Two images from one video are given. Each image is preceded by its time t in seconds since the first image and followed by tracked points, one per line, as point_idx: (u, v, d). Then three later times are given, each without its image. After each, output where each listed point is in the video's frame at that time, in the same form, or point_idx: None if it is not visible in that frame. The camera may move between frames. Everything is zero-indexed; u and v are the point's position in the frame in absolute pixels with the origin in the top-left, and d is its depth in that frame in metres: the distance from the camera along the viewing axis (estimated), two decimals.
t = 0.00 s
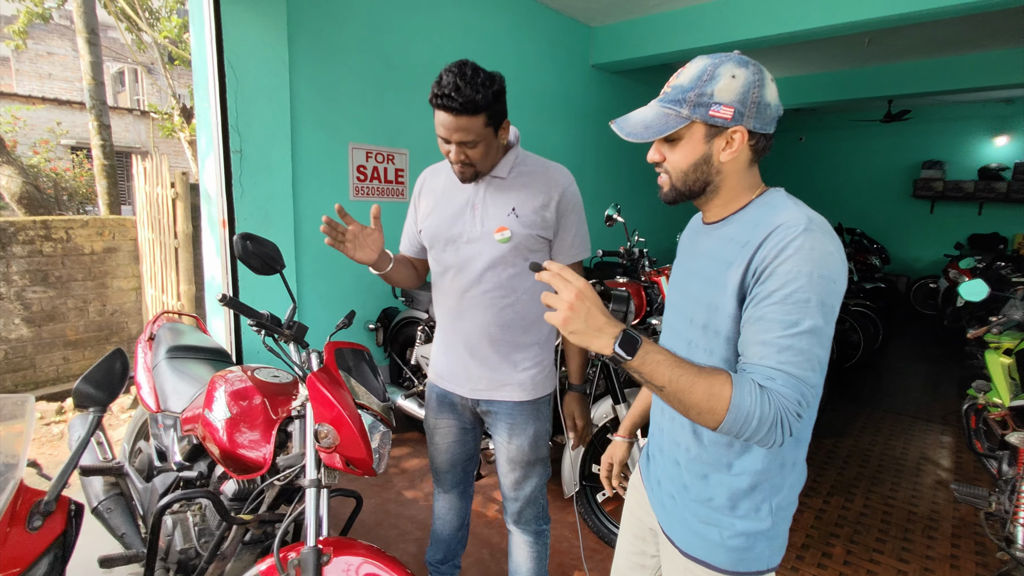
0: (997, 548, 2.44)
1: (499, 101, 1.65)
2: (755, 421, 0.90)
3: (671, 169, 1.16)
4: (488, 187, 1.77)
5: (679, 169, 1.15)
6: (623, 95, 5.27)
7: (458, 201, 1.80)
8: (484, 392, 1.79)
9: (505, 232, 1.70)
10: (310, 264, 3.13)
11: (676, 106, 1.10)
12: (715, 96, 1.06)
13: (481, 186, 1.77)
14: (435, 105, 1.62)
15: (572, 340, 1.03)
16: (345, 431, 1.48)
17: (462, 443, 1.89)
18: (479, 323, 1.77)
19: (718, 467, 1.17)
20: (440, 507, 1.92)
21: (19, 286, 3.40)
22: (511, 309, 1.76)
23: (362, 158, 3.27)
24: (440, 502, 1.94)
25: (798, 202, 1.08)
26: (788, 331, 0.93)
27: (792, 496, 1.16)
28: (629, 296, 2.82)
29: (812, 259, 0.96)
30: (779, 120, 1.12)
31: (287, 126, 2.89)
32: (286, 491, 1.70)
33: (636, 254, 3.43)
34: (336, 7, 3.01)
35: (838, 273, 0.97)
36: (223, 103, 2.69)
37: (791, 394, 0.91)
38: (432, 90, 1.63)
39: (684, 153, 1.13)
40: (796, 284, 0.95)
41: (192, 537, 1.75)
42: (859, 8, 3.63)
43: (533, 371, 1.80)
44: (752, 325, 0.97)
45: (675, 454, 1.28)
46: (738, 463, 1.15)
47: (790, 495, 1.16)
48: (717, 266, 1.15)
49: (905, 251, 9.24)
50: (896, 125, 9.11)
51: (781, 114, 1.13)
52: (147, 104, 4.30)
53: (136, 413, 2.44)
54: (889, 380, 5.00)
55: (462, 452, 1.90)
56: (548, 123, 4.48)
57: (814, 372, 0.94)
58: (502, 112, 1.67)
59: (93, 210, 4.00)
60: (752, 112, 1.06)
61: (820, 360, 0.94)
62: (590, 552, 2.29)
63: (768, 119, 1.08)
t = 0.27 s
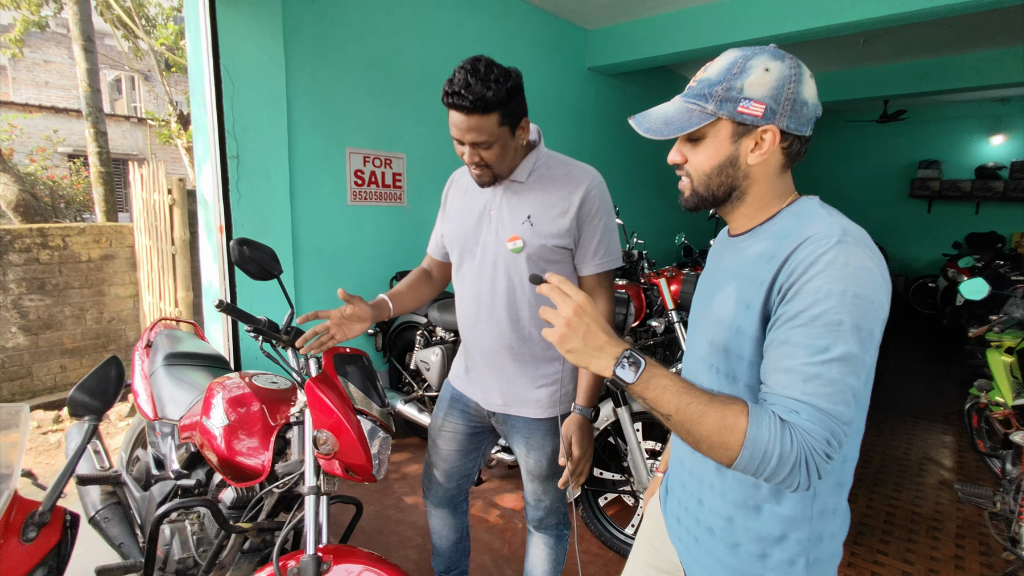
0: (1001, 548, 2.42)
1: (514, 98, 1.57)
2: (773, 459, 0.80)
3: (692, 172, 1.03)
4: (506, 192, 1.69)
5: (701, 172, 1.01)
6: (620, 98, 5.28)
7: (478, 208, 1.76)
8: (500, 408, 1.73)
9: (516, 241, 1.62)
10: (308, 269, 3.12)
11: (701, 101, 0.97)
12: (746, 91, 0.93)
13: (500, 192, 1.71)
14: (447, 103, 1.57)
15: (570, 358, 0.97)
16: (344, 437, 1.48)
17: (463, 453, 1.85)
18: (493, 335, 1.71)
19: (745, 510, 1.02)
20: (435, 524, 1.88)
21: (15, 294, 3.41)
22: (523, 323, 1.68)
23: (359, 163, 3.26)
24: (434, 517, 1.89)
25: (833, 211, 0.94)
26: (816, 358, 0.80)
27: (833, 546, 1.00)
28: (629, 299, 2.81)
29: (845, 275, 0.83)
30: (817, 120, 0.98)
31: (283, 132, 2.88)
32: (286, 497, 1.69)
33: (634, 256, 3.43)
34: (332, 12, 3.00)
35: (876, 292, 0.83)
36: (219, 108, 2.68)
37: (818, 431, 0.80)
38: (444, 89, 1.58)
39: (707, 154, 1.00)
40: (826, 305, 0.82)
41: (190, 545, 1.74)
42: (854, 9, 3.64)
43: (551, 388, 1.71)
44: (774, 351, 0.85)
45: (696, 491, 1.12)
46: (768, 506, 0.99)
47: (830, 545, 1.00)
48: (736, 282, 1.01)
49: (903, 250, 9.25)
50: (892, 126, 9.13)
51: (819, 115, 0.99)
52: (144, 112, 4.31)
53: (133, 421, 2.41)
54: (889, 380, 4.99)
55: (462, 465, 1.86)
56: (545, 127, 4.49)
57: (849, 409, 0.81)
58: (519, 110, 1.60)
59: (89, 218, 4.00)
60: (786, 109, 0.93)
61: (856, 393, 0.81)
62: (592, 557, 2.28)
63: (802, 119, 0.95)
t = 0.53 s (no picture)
0: (1006, 547, 2.41)
1: (514, 90, 1.56)
2: (792, 488, 0.76)
3: (711, 171, 0.99)
4: (511, 191, 1.69)
5: (721, 171, 0.97)
6: (619, 98, 5.27)
7: (484, 206, 1.75)
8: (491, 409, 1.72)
9: (516, 241, 1.61)
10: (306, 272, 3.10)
11: (720, 95, 0.93)
12: (768, 83, 0.88)
13: (505, 190, 1.70)
14: (448, 95, 1.59)
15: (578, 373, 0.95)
16: (342, 441, 1.46)
17: (480, 458, 1.83)
18: (492, 335, 1.69)
19: (773, 539, 0.97)
20: (459, 529, 1.87)
21: (12, 299, 3.39)
22: (522, 325, 1.65)
23: (357, 164, 3.25)
24: (459, 521, 1.88)
25: (864, 214, 0.89)
26: (841, 378, 0.77)
27: None
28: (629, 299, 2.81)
29: (874, 289, 0.78)
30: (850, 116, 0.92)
31: (280, 133, 2.87)
32: (284, 501, 1.67)
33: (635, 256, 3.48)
34: (329, 13, 2.99)
35: (911, 305, 0.78)
36: (216, 110, 2.67)
37: (843, 459, 0.76)
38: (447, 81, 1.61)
39: (726, 153, 0.95)
40: (853, 321, 0.78)
41: (187, 551, 1.72)
42: (851, 7, 3.63)
43: (550, 394, 1.68)
44: (798, 369, 0.82)
45: (723, 514, 1.07)
46: (797, 536, 0.94)
47: None
48: (760, 294, 0.97)
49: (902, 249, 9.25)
50: (891, 124, 9.13)
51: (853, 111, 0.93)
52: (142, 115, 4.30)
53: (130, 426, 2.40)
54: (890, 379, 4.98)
55: (479, 470, 1.84)
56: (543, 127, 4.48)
57: (879, 433, 0.76)
58: (520, 103, 1.59)
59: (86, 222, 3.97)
60: (815, 102, 0.87)
61: (887, 416, 0.77)
62: (595, 559, 2.26)
63: (833, 114, 0.89)
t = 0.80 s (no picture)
0: (1008, 546, 2.40)
1: (518, 81, 1.56)
2: (788, 495, 0.76)
3: (721, 165, 0.96)
4: (512, 187, 1.68)
5: (732, 166, 0.95)
6: (617, 97, 5.26)
7: (485, 202, 1.74)
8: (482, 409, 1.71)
9: (513, 238, 1.61)
10: (304, 273, 3.09)
11: (734, 85, 0.90)
12: (786, 74, 0.86)
13: (507, 186, 1.69)
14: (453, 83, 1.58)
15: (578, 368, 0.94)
16: (342, 442, 1.45)
17: (476, 457, 1.81)
18: (486, 332, 1.69)
19: (786, 549, 0.95)
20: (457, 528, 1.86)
21: (9, 301, 3.38)
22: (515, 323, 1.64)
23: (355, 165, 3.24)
24: (457, 521, 1.87)
25: (880, 213, 0.86)
26: (846, 384, 0.75)
27: None
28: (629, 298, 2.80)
29: (884, 293, 0.76)
30: (870, 110, 0.90)
31: (278, 134, 2.86)
32: (283, 504, 1.66)
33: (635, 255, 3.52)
34: (325, 12, 2.98)
35: (924, 309, 0.76)
36: (213, 110, 2.65)
37: (844, 470, 0.74)
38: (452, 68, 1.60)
39: (737, 146, 0.93)
40: (860, 325, 0.76)
41: (186, 554, 1.71)
42: (850, 5, 3.62)
43: (535, 398, 1.63)
44: (803, 373, 0.81)
45: (736, 521, 1.05)
46: (810, 547, 0.92)
47: None
48: (771, 297, 0.96)
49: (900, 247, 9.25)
50: (889, 122, 9.13)
51: (873, 105, 0.90)
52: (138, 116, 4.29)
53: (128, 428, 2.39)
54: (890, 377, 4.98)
55: (475, 470, 1.82)
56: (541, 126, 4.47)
57: (885, 442, 0.75)
58: (524, 95, 1.58)
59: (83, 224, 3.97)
60: (833, 96, 0.85)
61: (893, 425, 0.75)
62: (596, 560, 2.25)
63: (853, 108, 0.87)
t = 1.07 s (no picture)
0: (1009, 545, 2.40)
1: (524, 76, 1.57)
2: (768, 487, 0.76)
3: (721, 163, 0.97)
4: (512, 185, 1.67)
5: (732, 163, 0.95)
6: (616, 97, 5.26)
7: (486, 198, 1.73)
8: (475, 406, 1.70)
9: (513, 234, 1.60)
10: (303, 273, 3.09)
11: (737, 81, 0.90)
12: (787, 70, 0.85)
13: (508, 183, 1.68)
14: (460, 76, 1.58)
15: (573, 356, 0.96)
16: (341, 444, 1.44)
17: (470, 457, 1.81)
18: (483, 327, 1.68)
19: (784, 548, 0.94)
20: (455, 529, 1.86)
21: (8, 303, 3.37)
22: (511, 319, 1.63)
23: (354, 165, 3.23)
24: (454, 522, 1.86)
25: (878, 213, 0.85)
26: (832, 381, 0.75)
27: None
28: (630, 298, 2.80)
29: (877, 290, 0.76)
30: (872, 109, 0.89)
31: (276, 134, 2.85)
32: (283, 506, 1.66)
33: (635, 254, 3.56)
34: (324, 13, 2.98)
35: (916, 310, 0.75)
36: (211, 110, 2.65)
37: (823, 464, 0.74)
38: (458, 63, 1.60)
39: (738, 143, 0.93)
40: (851, 322, 0.75)
41: (186, 556, 1.70)
42: (849, 3, 3.62)
43: (532, 396, 1.63)
44: (792, 368, 0.80)
45: (734, 519, 1.05)
46: (807, 546, 0.91)
47: None
48: (768, 295, 0.95)
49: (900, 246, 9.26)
50: (888, 121, 9.14)
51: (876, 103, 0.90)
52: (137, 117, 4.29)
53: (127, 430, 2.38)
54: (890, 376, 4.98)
55: (470, 470, 1.81)
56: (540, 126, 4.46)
57: (869, 441, 0.74)
58: (529, 91, 1.59)
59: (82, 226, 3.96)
60: (836, 94, 0.84)
61: (879, 424, 0.74)
62: (597, 560, 2.25)
63: (856, 105, 0.86)
